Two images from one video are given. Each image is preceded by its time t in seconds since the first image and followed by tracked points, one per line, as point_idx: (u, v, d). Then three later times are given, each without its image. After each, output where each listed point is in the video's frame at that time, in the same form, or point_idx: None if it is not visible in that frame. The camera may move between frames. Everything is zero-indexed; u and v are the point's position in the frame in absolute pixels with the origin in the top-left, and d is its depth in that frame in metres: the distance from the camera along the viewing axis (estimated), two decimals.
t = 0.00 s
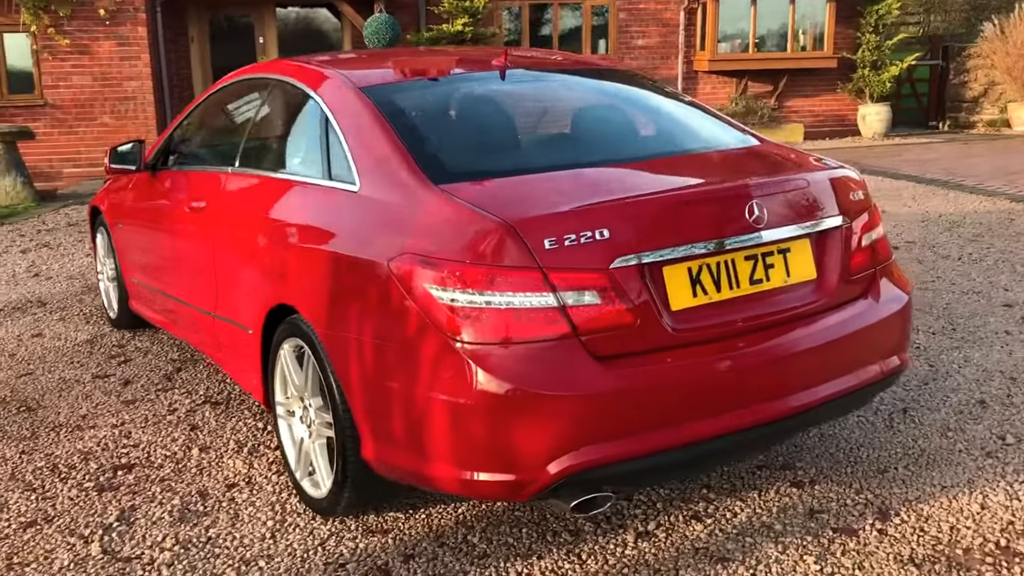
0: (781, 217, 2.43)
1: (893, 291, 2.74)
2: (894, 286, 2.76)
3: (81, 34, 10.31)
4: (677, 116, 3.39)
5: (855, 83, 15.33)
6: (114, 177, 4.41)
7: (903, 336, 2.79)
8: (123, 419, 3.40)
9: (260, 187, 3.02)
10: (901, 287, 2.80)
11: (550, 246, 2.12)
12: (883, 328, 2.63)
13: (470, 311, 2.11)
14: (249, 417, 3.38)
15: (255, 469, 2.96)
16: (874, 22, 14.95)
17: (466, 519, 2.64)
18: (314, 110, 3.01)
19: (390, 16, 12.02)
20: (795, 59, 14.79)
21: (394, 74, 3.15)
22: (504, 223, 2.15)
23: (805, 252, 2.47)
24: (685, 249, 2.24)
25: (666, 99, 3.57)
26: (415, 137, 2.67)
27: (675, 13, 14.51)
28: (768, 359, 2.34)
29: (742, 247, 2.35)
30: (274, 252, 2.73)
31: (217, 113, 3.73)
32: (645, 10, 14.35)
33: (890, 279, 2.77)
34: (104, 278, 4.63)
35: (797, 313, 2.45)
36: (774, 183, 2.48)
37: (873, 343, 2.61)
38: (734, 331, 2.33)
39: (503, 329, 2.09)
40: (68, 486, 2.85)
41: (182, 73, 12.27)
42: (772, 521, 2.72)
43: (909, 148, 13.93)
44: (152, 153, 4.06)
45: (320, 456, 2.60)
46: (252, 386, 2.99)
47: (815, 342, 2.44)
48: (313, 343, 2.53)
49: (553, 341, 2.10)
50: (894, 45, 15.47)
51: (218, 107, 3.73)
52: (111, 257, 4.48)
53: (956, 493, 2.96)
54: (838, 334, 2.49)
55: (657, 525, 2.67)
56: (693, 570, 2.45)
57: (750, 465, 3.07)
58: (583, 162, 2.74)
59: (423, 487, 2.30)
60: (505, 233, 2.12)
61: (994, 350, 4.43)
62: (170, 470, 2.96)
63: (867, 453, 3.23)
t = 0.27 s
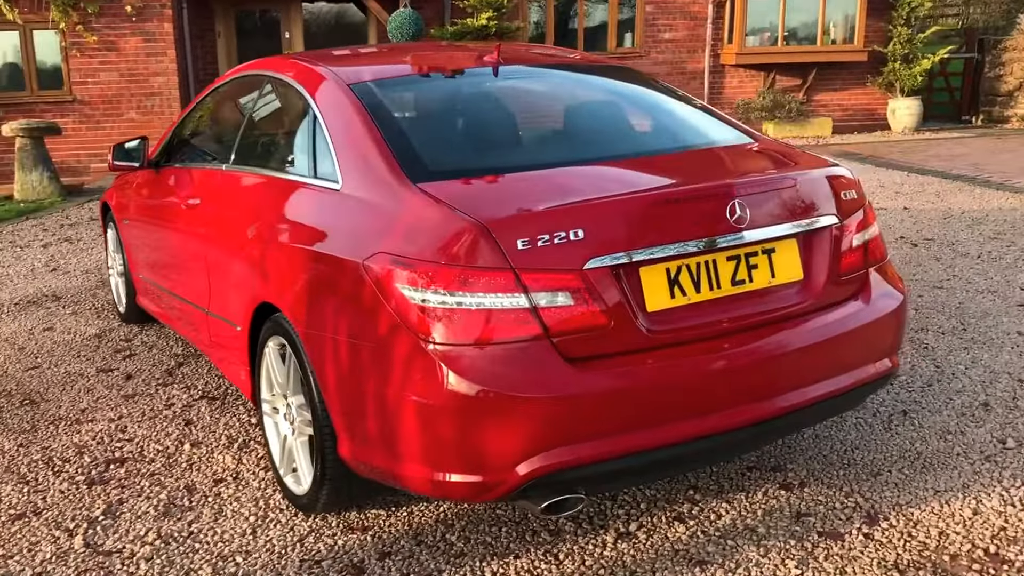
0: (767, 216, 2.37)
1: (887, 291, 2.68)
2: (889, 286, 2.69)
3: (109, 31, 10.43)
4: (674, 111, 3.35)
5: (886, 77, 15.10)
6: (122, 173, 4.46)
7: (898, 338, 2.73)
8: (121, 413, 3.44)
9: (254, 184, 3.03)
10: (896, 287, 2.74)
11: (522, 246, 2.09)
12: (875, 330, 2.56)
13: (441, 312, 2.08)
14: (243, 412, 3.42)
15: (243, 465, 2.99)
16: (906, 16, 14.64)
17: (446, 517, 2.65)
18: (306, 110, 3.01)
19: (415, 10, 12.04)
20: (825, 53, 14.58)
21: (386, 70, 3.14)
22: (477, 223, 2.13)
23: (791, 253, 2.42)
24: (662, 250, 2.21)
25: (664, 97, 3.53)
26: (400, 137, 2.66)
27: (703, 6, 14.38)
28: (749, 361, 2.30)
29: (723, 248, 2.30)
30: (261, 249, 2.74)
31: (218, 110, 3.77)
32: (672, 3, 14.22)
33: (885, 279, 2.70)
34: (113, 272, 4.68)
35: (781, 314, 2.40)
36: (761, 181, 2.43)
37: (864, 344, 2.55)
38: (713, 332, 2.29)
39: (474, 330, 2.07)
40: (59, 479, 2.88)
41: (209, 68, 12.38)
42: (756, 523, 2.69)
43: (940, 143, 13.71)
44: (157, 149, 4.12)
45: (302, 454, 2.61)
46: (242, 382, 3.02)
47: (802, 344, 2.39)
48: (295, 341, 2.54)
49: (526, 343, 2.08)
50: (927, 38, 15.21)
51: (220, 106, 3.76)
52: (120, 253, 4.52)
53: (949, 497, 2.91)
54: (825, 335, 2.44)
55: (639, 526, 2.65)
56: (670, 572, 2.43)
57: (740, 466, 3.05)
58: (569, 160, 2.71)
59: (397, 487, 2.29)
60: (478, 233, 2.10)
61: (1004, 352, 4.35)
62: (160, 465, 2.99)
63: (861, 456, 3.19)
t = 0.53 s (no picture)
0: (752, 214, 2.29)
1: (882, 294, 2.58)
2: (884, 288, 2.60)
3: (136, 27, 10.55)
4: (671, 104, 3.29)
5: (919, 71, 14.86)
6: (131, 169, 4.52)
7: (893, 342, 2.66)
8: (119, 407, 3.49)
9: (249, 181, 3.04)
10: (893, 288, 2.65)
11: (495, 247, 2.05)
12: (864, 333, 2.48)
13: (411, 312, 2.06)
14: (236, 409, 3.47)
15: (231, 461, 3.03)
16: (941, 9, 14.40)
17: (427, 516, 2.66)
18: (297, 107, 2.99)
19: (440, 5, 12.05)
20: (856, 47, 14.39)
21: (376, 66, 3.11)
22: (449, 222, 2.09)
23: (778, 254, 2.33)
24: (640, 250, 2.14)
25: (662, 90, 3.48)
26: (384, 136, 2.65)
27: None
28: (728, 363, 2.24)
29: (704, 249, 2.23)
30: (251, 246, 2.75)
31: (220, 107, 3.80)
32: None
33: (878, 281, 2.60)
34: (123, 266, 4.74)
35: (765, 314, 2.32)
36: (748, 179, 2.35)
37: (854, 348, 2.46)
38: (692, 334, 2.23)
39: (444, 331, 2.04)
40: (51, 471, 2.92)
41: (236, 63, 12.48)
42: (739, 528, 2.66)
43: (973, 139, 13.47)
44: (165, 145, 4.17)
45: (283, 452, 2.62)
46: (232, 378, 3.03)
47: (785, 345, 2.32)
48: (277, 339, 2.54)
49: (495, 344, 2.04)
50: (963, 31, 14.94)
51: (222, 102, 3.80)
52: (128, 248, 4.57)
53: (940, 504, 2.86)
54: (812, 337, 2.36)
55: (619, 528, 2.64)
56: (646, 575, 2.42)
57: (728, 469, 3.03)
58: (553, 159, 2.68)
59: (370, 487, 2.28)
60: (451, 233, 2.06)
61: (1014, 356, 4.27)
62: (151, 460, 3.03)
63: (854, 461, 3.14)
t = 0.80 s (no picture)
0: (725, 213, 2.26)
1: (866, 294, 2.54)
2: (868, 288, 2.56)
3: (160, 22, 10.70)
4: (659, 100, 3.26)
5: (956, 68, 14.57)
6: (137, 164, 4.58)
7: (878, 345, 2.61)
8: (117, 402, 3.55)
9: (240, 177, 3.06)
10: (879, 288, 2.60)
11: (459, 244, 2.04)
12: (845, 334, 2.44)
13: (375, 309, 2.05)
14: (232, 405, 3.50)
15: (221, 457, 3.05)
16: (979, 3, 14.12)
17: (406, 516, 2.67)
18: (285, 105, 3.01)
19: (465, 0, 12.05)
20: (889, 42, 14.07)
21: (364, 63, 3.11)
22: (415, 219, 2.08)
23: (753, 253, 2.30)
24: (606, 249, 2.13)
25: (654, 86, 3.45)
26: (360, 135, 2.65)
27: None
28: (699, 364, 2.21)
29: (675, 247, 2.21)
30: (237, 241, 2.76)
31: (217, 102, 3.83)
32: None
33: (861, 282, 2.56)
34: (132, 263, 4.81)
35: (739, 315, 2.29)
36: (722, 178, 2.33)
37: (834, 349, 2.42)
38: (662, 334, 2.21)
39: (406, 328, 2.03)
40: (44, 465, 2.97)
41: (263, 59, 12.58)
42: (718, 533, 2.64)
43: (1009, 137, 13.18)
44: (166, 139, 4.22)
45: (263, 449, 2.64)
46: (221, 373, 3.06)
47: (760, 345, 2.29)
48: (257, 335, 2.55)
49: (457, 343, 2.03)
50: (1001, 27, 14.62)
51: (220, 97, 3.82)
52: (135, 244, 4.63)
53: (928, 512, 2.82)
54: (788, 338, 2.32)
55: (598, 531, 2.63)
56: None
57: (715, 473, 3.01)
58: (529, 157, 2.67)
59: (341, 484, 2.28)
60: (416, 230, 2.05)
61: None
62: (142, 455, 3.07)
63: (843, 467, 3.10)
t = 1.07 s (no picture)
0: (692, 214, 2.25)
1: (845, 296, 2.51)
2: (848, 291, 2.53)
3: (183, 17, 10.99)
4: (644, 96, 3.23)
5: (999, 64, 14.20)
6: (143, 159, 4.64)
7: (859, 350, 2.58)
8: (116, 396, 3.61)
9: (228, 174, 3.09)
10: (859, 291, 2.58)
11: (418, 242, 2.05)
12: (820, 338, 2.42)
13: (334, 307, 2.06)
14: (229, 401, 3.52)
15: (212, 452, 3.07)
16: None
17: (385, 516, 2.67)
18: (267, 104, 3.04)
19: None
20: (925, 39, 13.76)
21: (349, 61, 3.14)
22: (377, 217, 2.09)
23: (723, 255, 2.29)
24: (569, 250, 2.12)
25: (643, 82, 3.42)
26: (332, 132, 2.68)
27: None
28: (664, 367, 2.21)
29: (641, 248, 2.20)
30: (219, 237, 2.79)
31: (215, 98, 3.87)
32: None
33: (841, 285, 2.53)
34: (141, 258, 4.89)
35: (706, 317, 2.28)
36: (691, 178, 2.31)
37: (808, 353, 2.40)
38: (625, 336, 2.20)
39: (366, 327, 2.04)
40: (36, 460, 3.00)
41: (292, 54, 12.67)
42: (696, 540, 2.63)
43: None
44: (167, 135, 4.27)
45: (241, 447, 2.66)
46: (208, 368, 3.09)
47: (727, 349, 2.28)
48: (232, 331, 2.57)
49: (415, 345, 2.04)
50: None
51: (218, 93, 3.86)
52: (142, 239, 4.70)
53: (914, 522, 2.76)
54: (759, 342, 2.32)
55: (575, 535, 2.62)
56: None
57: (700, 479, 2.99)
58: (500, 156, 2.68)
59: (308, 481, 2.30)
60: (377, 228, 2.06)
61: None
62: (134, 448, 3.10)
63: (833, 474, 3.03)
